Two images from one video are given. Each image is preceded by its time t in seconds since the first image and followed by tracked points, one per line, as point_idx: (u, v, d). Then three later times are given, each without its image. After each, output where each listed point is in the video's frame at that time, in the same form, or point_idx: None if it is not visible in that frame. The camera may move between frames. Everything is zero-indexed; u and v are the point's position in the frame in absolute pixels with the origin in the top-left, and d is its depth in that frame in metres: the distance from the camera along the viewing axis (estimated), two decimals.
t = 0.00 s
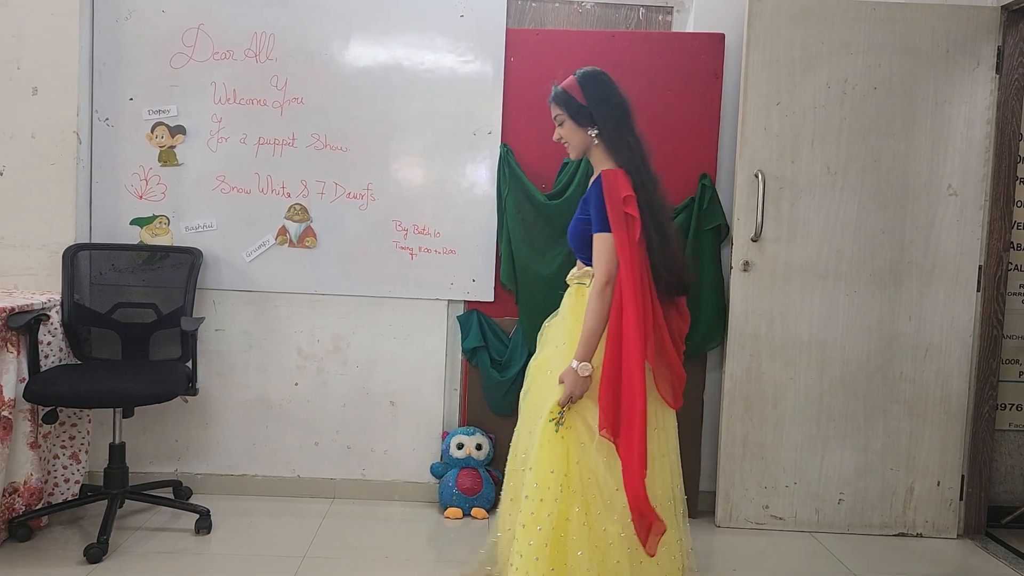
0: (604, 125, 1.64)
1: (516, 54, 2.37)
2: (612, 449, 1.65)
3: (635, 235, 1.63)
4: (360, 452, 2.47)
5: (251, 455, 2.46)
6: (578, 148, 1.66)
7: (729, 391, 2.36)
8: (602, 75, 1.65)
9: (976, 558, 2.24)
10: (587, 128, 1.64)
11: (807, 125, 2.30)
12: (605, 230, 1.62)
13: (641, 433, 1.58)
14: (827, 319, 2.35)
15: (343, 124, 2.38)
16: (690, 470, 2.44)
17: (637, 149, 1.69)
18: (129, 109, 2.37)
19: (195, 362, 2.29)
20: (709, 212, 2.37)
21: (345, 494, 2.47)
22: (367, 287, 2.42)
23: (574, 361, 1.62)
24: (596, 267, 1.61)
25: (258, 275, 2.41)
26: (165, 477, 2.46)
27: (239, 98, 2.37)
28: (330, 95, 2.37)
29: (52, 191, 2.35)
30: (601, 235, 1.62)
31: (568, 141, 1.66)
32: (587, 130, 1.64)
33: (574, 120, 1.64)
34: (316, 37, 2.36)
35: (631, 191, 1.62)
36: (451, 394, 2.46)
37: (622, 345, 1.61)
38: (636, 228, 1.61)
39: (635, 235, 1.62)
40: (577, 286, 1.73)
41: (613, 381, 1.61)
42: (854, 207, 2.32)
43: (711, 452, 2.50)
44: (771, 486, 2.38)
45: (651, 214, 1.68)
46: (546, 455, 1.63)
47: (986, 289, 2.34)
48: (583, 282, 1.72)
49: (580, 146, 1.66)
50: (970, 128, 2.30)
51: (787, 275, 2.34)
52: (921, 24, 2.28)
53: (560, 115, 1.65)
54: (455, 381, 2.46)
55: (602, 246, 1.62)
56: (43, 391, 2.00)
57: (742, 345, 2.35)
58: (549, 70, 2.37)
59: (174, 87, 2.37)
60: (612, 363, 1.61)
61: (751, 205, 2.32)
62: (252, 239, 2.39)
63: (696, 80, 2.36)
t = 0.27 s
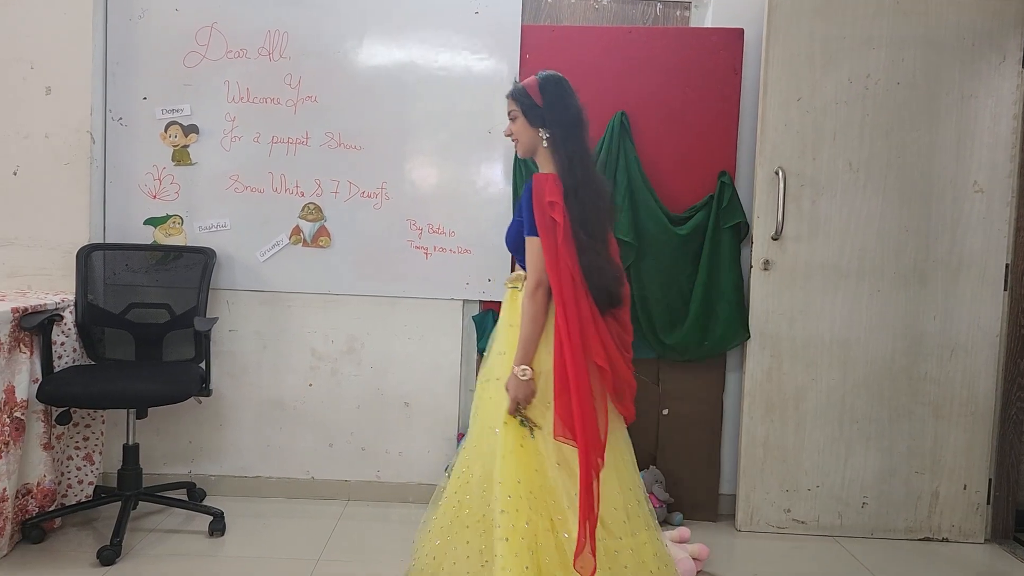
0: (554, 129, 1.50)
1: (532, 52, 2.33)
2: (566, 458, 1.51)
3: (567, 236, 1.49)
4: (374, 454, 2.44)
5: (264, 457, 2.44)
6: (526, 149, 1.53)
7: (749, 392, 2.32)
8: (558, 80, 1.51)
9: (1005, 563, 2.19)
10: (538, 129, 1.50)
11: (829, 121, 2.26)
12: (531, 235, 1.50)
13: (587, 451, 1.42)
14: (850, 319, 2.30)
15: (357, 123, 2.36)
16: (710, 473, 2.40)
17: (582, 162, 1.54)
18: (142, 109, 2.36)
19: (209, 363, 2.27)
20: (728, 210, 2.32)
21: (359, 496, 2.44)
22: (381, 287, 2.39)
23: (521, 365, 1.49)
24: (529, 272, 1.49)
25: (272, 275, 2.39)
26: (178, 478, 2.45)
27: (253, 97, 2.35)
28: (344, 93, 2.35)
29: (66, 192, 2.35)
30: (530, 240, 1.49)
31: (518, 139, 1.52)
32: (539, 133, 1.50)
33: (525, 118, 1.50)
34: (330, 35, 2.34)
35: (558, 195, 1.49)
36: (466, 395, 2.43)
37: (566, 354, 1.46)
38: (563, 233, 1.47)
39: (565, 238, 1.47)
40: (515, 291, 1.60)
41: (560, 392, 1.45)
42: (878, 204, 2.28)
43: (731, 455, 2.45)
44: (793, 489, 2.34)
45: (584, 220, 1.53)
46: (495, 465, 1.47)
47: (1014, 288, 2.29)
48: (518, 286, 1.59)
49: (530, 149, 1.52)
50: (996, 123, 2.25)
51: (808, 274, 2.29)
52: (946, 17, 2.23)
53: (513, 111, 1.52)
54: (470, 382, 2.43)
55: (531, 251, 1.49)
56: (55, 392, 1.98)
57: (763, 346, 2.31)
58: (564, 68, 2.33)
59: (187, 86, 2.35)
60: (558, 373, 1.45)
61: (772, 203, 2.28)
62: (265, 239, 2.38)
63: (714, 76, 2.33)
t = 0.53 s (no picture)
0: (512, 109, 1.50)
1: (549, 49, 2.31)
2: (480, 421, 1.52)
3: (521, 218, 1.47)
4: (390, 457, 2.41)
5: (279, 460, 2.41)
6: (478, 126, 1.50)
7: (772, 394, 2.27)
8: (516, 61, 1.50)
9: None
10: (497, 107, 1.49)
11: (853, 117, 2.21)
12: (486, 213, 1.47)
13: (508, 427, 1.43)
14: (876, 319, 2.25)
15: (372, 122, 2.33)
16: (732, 477, 2.35)
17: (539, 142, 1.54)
18: (156, 109, 2.35)
19: (223, 366, 2.25)
20: (750, 208, 2.28)
21: (375, 501, 2.41)
22: (397, 288, 2.36)
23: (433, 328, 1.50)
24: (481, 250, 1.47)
25: (287, 277, 2.36)
26: (193, 482, 2.42)
27: (267, 97, 2.33)
28: (359, 92, 2.33)
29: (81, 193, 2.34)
30: (487, 217, 1.47)
31: (472, 116, 1.49)
32: (495, 112, 1.49)
33: (486, 96, 1.48)
34: (345, 33, 2.32)
35: (521, 175, 1.47)
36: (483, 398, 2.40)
37: (493, 329, 1.47)
38: (521, 211, 1.46)
39: (518, 219, 1.46)
40: (463, 269, 1.58)
41: (479, 366, 1.46)
42: (903, 202, 2.23)
43: (754, 459, 2.40)
44: (818, 494, 2.28)
45: (539, 204, 1.53)
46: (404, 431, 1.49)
47: None
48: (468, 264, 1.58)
49: (483, 128, 1.50)
50: None
51: (832, 273, 2.24)
52: (973, 9, 2.18)
53: (470, 87, 1.49)
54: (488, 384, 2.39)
55: (485, 229, 1.47)
56: (67, 395, 1.96)
57: (786, 347, 2.26)
58: (582, 65, 2.30)
59: (201, 86, 2.34)
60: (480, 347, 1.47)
61: (794, 201, 2.23)
62: (280, 240, 2.35)
63: (735, 72, 2.29)
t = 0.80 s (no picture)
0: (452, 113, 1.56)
1: (564, 43, 2.28)
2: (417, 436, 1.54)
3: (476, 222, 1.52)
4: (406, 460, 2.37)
5: (294, 462, 2.38)
6: (418, 128, 1.56)
7: (795, 394, 2.22)
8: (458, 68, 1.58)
9: None
10: (440, 113, 1.55)
11: (877, 109, 2.16)
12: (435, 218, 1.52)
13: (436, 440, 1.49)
14: (902, 317, 2.19)
15: (385, 119, 2.30)
16: (754, 479, 2.30)
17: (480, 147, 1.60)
18: (168, 109, 2.33)
19: (236, 367, 2.22)
20: (771, 204, 2.22)
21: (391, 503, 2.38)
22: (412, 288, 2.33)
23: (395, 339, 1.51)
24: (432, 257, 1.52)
25: (301, 277, 2.33)
26: (207, 485, 2.40)
27: (280, 95, 2.31)
28: (373, 89, 2.30)
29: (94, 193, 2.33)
30: (433, 221, 1.52)
31: (413, 118, 1.56)
32: (435, 116, 1.55)
33: (428, 99, 1.55)
34: (358, 30, 2.29)
35: (469, 181, 1.53)
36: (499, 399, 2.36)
37: (452, 338, 1.49)
38: (471, 218, 1.50)
39: (475, 223, 1.51)
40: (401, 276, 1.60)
41: (440, 377, 1.48)
42: (930, 197, 2.17)
43: (776, 461, 2.35)
44: (843, 496, 2.23)
45: (491, 207, 1.57)
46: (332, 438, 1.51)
47: None
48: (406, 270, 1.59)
49: (423, 130, 1.56)
50: None
51: (857, 270, 2.19)
52: None
53: (412, 90, 1.56)
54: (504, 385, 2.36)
55: (433, 234, 1.52)
56: (79, 397, 1.94)
57: (809, 346, 2.21)
58: (598, 60, 2.27)
59: (214, 85, 2.31)
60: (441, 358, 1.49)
61: (817, 197, 2.18)
62: (294, 240, 2.32)
63: (755, 65, 2.24)
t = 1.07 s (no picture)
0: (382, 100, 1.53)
1: (577, 37, 2.24)
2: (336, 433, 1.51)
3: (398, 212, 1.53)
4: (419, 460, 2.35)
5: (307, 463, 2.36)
6: (350, 115, 1.52)
7: (815, 392, 2.18)
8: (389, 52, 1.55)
9: None
10: (371, 99, 1.52)
11: (898, 101, 2.12)
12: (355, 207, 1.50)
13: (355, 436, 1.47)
14: (925, 313, 2.14)
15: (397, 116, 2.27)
16: (773, 479, 2.26)
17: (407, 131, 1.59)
18: (179, 107, 2.31)
19: (248, 367, 2.19)
20: (790, 199, 2.18)
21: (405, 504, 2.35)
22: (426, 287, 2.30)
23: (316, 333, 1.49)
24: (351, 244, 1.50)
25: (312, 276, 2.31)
26: (220, 486, 2.38)
27: (291, 93, 2.29)
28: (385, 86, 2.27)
29: (105, 193, 2.32)
30: (357, 209, 1.50)
31: (344, 104, 1.51)
32: (366, 103, 1.52)
33: (360, 83, 1.50)
34: (369, 26, 2.27)
35: (397, 170, 1.51)
36: (514, 399, 2.33)
37: (370, 332, 1.48)
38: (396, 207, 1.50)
39: (397, 214, 1.51)
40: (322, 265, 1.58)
41: (355, 376, 1.47)
42: (953, 190, 2.13)
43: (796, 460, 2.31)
44: (865, 496, 2.18)
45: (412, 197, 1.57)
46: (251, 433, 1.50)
47: None
48: (329, 260, 1.57)
49: (354, 119, 1.52)
50: None
51: (878, 265, 2.15)
52: None
53: (343, 75, 1.50)
54: (518, 384, 2.33)
55: (354, 222, 1.50)
56: (90, 397, 1.92)
57: (829, 343, 2.17)
58: (612, 54, 2.24)
59: (225, 83, 2.30)
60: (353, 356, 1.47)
61: (837, 191, 2.14)
62: (305, 238, 2.30)
63: (772, 57, 2.20)
